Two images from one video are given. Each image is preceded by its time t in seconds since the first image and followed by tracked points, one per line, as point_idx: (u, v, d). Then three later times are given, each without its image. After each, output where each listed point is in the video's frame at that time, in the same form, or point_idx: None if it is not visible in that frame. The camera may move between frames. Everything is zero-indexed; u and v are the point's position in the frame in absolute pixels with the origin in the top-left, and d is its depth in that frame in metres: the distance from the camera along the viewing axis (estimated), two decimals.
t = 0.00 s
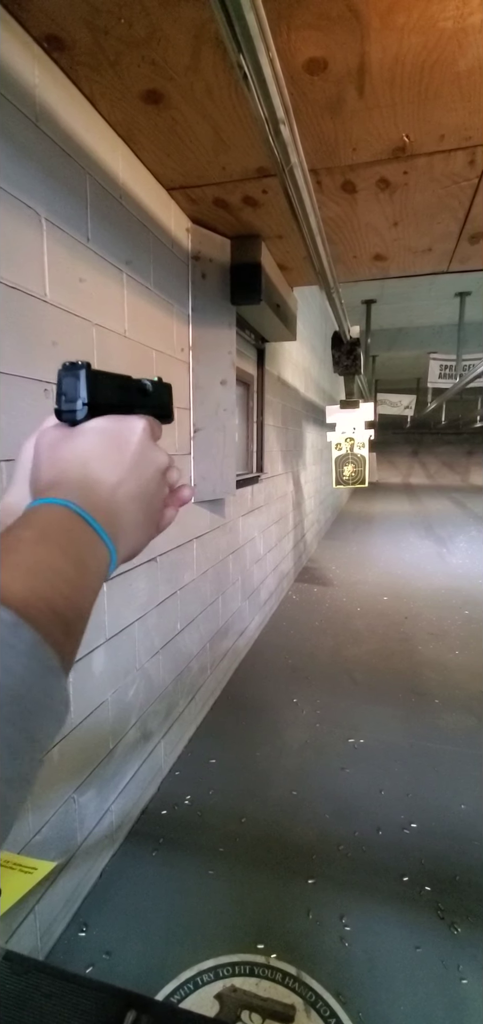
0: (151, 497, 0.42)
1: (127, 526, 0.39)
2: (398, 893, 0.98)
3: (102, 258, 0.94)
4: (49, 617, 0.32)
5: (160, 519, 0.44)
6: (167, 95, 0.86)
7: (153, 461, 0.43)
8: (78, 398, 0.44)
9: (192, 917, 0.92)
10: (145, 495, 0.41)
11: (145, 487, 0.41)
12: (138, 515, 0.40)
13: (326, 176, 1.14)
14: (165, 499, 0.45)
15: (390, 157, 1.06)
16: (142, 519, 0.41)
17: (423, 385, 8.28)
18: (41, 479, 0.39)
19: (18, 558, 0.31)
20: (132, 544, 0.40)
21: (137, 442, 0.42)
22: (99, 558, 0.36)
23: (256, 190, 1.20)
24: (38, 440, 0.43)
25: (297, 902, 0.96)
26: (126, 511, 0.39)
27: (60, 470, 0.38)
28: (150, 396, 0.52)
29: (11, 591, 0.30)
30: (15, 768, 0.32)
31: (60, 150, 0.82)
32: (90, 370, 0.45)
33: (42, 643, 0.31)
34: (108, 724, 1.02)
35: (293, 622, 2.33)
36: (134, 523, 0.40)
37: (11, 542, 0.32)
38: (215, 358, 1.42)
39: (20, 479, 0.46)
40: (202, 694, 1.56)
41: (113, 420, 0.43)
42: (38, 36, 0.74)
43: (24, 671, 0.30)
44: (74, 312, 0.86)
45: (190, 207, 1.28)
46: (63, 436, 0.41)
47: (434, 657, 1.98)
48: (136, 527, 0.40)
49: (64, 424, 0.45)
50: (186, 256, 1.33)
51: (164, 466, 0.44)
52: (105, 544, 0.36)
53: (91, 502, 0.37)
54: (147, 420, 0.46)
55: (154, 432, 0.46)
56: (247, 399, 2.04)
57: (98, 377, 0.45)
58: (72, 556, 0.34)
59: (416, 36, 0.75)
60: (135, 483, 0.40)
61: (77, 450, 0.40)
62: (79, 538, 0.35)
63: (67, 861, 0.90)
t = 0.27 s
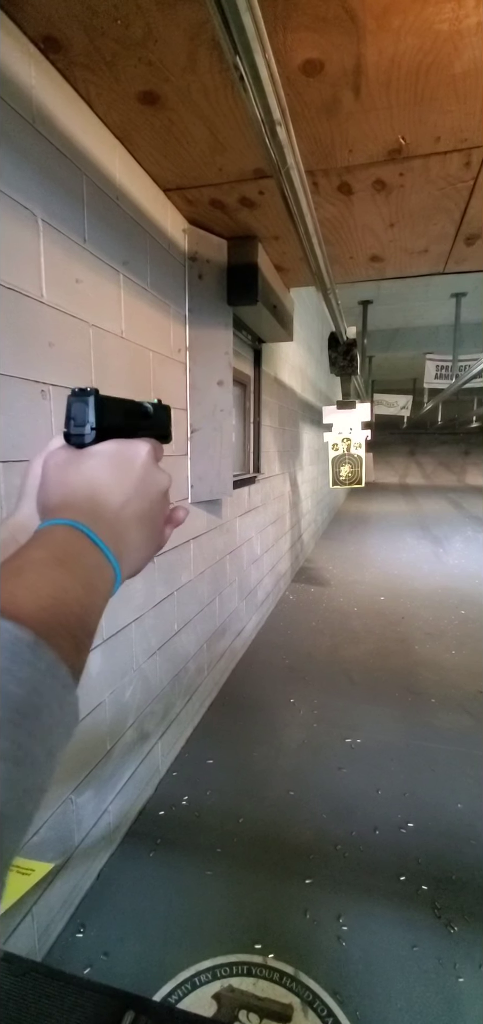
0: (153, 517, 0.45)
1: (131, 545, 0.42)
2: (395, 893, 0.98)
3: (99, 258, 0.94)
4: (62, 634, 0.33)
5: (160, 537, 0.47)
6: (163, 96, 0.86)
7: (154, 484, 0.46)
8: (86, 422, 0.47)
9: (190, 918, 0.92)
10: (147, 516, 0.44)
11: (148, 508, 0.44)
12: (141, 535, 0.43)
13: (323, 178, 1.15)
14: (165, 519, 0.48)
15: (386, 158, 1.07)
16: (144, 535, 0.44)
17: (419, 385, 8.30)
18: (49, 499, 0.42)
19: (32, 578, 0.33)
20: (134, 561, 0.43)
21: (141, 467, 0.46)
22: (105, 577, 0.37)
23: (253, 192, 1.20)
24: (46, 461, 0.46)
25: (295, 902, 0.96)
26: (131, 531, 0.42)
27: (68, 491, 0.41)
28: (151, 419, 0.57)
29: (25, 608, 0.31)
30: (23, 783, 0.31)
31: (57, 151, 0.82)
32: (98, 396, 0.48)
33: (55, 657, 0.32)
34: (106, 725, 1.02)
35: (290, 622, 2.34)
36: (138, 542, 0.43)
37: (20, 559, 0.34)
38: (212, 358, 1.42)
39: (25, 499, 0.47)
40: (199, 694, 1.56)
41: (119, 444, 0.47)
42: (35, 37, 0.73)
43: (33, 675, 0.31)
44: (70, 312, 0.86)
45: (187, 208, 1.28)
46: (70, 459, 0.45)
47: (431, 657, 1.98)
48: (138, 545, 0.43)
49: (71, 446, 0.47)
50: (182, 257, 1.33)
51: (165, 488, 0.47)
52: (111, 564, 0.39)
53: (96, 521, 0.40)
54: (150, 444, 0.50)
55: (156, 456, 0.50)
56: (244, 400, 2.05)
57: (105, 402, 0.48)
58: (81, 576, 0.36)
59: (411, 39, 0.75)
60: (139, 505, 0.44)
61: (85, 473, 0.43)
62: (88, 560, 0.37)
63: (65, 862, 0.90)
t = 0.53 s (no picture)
0: (155, 524, 0.45)
1: (134, 552, 0.42)
2: (393, 892, 0.98)
3: (96, 258, 0.94)
4: (70, 635, 0.33)
5: (160, 544, 0.47)
6: (161, 97, 0.86)
7: (156, 491, 0.46)
8: (91, 433, 0.47)
9: (188, 917, 0.92)
10: (149, 522, 0.44)
11: (150, 515, 0.45)
12: (144, 541, 0.43)
13: (320, 178, 1.15)
14: (167, 527, 0.49)
15: (383, 159, 1.07)
16: (147, 543, 0.44)
17: (417, 385, 8.31)
18: (54, 507, 0.42)
19: (36, 581, 0.33)
20: (137, 569, 0.43)
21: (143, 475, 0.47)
22: (107, 582, 0.38)
23: (250, 192, 1.20)
24: (51, 470, 0.47)
25: (293, 902, 0.96)
26: (134, 536, 0.42)
27: (72, 499, 0.42)
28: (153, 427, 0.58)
29: (30, 609, 0.32)
30: (32, 784, 0.30)
31: (54, 151, 0.82)
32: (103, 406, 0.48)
33: (63, 656, 0.32)
34: (104, 725, 1.02)
35: (288, 622, 2.34)
36: (140, 548, 0.43)
37: (25, 566, 0.34)
38: (210, 358, 1.42)
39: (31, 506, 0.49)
40: (198, 695, 1.56)
41: (122, 453, 0.48)
42: (32, 38, 0.74)
43: (40, 670, 0.30)
44: (67, 312, 0.86)
45: (184, 208, 1.28)
46: (74, 468, 0.46)
47: (429, 656, 1.99)
48: (141, 552, 0.43)
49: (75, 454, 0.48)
50: (180, 258, 1.33)
51: (166, 496, 0.48)
52: (113, 569, 0.39)
53: (99, 528, 0.40)
54: (152, 453, 0.51)
55: (158, 464, 0.51)
56: (242, 400, 2.05)
57: (109, 413, 0.48)
58: (85, 580, 0.36)
59: (408, 40, 0.75)
60: (141, 511, 0.44)
61: (88, 481, 0.44)
62: (91, 564, 0.37)
63: (63, 862, 0.90)
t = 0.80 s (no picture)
0: (157, 531, 0.46)
1: (138, 559, 0.42)
2: (392, 893, 0.98)
3: (95, 259, 0.95)
4: (74, 640, 0.33)
5: (164, 551, 0.47)
6: (159, 98, 0.86)
7: (158, 499, 0.47)
8: (95, 440, 0.48)
9: (187, 918, 0.93)
10: (152, 529, 0.45)
11: (152, 522, 0.45)
12: (147, 548, 0.44)
13: (318, 180, 1.15)
14: (169, 534, 0.49)
15: (381, 160, 1.07)
16: (149, 550, 0.44)
17: (416, 385, 8.32)
18: (58, 515, 0.42)
19: (41, 587, 0.33)
20: (139, 576, 0.43)
21: (147, 482, 0.47)
22: (110, 588, 0.38)
23: (249, 193, 1.20)
24: (55, 477, 0.48)
25: (291, 903, 0.96)
26: (137, 543, 0.42)
27: (75, 507, 0.42)
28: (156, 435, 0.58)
29: (35, 613, 0.32)
30: (38, 788, 0.29)
31: (52, 152, 0.82)
32: (106, 414, 0.49)
33: (67, 661, 0.32)
34: (102, 726, 1.02)
35: (287, 623, 2.34)
36: (144, 554, 0.43)
37: (31, 573, 0.35)
38: (209, 359, 1.42)
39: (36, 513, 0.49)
40: (196, 696, 1.56)
41: (126, 460, 0.48)
42: (29, 38, 0.74)
43: (45, 673, 0.31)
44: (65, 313, 0.86)
45: (183, 210, 1.29)
46: (78, 475, 0.46)
47: (428, 657, 1.99)
48: (144, 559, 0.43)
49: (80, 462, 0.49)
50: (179, 259, 1.33)
51: (169, 503, 0.48)
52: (116, 575, 0.39)
53: (102, 536, 0.40)
54: (156, 460, 0.51)
55: (161, 471, 0.51)
56: (241, 401, 2.05)
57: (113, 421, 0.49)
58: (89, 586, 0.36)
59: (406, 41, 0.76)
60: (145, 519, 0.44)
61: (92, 489, 0.44)
62: (95, 571, 0.37)
63: (62, 863, 0.90)
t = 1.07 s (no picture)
0: (153, 532, 0.46)
1: (132, 560, 0.42)
2: (391, 894, 0.98)
3: (94, 260, 0.94)
4: (68, 641, 0.33)
5: (159, 551, 0.48)
6: (158, 100, 0.86)
7: (154, 500, 0.47)
8: (90, 440, 0.48)
9: (186, 920, 0.92)
10: (148, 530, 0.45)
11: (148, 523, 0.45)
12: (142, 549, 0.44)
13: (317, 181, 1.15)
14: (165, 534, 0.49)
15: (380, 162, 1.07)
16: (144, 550, 0.44)
17: (415, 386, 8.34)
18: (53, 516, 0.43)
19: (36, 588, 0.33)
20: (133, 576, 0.43)
21: (143, 483, 0.47)
22: (105, 590, 0.38)
23: (248, 195, 1.20)
24: (51, 478, 0.48)
25: (291, 905, 0.96)
26: (132, 544, 0.42)
27: (71, 508, 0.42)
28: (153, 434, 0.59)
29: (30, 614, 0.32)
30: (32, 790, 0.29)
31: (51, 153, 0.82)
32: (102, 414, 0.48)
33: (62, 662, 0.32)
34: (101, 728, 1.01)
35: (287, 624, 2.34)
36: (139, 555, 0.43)
37: (27, 573, 0.35)
38: (207, 360, 1.42)
39: (32, 513, 0.49)
40: (196, 697, 1.56)
41: (121, 460, 0.48)
42: (28, 39, 0.73)
43: (39, 675, 0.30)
44: (64, 314, 0.86)
45: (182, 212, 1.29)
46: (74, 476, 0.46)
47: (427, 657, 1.99)
48: (139, 559, 0.43)
49: (75, 461, 0.49)
50: (178, 260, 1.33)
51: (165, 504, 0.48)
52: (111, 576, 0.39)
53: (99, 536, 0.40)
54: (152, 459, 0.51)
55: (158, 471, 0.51)
56: (240, 402, 2.05)
57: (109, 420, 0.49)
58: (84, 588, 0.36)
59: (405, 43, 0.76)
60: (140, 520, 0.44)
61: (88, 490, 0.44)
62: (90, 572, 0.37)
63: (61, 865, 0.90)
